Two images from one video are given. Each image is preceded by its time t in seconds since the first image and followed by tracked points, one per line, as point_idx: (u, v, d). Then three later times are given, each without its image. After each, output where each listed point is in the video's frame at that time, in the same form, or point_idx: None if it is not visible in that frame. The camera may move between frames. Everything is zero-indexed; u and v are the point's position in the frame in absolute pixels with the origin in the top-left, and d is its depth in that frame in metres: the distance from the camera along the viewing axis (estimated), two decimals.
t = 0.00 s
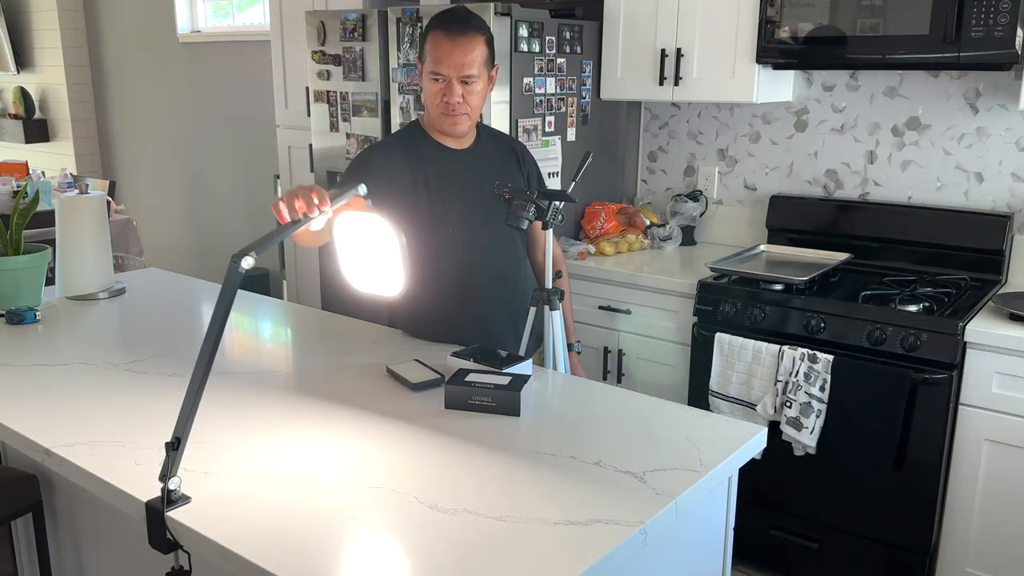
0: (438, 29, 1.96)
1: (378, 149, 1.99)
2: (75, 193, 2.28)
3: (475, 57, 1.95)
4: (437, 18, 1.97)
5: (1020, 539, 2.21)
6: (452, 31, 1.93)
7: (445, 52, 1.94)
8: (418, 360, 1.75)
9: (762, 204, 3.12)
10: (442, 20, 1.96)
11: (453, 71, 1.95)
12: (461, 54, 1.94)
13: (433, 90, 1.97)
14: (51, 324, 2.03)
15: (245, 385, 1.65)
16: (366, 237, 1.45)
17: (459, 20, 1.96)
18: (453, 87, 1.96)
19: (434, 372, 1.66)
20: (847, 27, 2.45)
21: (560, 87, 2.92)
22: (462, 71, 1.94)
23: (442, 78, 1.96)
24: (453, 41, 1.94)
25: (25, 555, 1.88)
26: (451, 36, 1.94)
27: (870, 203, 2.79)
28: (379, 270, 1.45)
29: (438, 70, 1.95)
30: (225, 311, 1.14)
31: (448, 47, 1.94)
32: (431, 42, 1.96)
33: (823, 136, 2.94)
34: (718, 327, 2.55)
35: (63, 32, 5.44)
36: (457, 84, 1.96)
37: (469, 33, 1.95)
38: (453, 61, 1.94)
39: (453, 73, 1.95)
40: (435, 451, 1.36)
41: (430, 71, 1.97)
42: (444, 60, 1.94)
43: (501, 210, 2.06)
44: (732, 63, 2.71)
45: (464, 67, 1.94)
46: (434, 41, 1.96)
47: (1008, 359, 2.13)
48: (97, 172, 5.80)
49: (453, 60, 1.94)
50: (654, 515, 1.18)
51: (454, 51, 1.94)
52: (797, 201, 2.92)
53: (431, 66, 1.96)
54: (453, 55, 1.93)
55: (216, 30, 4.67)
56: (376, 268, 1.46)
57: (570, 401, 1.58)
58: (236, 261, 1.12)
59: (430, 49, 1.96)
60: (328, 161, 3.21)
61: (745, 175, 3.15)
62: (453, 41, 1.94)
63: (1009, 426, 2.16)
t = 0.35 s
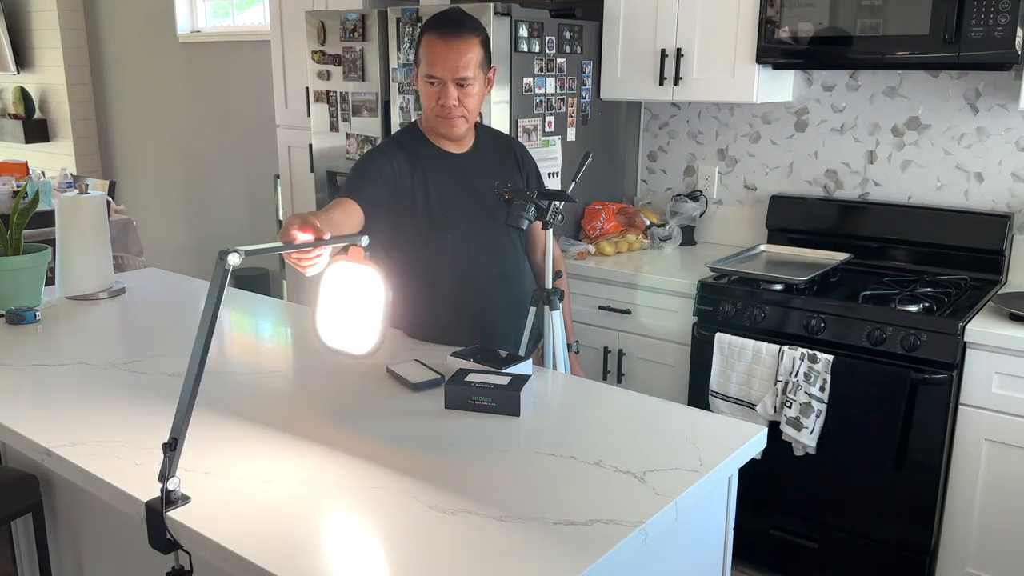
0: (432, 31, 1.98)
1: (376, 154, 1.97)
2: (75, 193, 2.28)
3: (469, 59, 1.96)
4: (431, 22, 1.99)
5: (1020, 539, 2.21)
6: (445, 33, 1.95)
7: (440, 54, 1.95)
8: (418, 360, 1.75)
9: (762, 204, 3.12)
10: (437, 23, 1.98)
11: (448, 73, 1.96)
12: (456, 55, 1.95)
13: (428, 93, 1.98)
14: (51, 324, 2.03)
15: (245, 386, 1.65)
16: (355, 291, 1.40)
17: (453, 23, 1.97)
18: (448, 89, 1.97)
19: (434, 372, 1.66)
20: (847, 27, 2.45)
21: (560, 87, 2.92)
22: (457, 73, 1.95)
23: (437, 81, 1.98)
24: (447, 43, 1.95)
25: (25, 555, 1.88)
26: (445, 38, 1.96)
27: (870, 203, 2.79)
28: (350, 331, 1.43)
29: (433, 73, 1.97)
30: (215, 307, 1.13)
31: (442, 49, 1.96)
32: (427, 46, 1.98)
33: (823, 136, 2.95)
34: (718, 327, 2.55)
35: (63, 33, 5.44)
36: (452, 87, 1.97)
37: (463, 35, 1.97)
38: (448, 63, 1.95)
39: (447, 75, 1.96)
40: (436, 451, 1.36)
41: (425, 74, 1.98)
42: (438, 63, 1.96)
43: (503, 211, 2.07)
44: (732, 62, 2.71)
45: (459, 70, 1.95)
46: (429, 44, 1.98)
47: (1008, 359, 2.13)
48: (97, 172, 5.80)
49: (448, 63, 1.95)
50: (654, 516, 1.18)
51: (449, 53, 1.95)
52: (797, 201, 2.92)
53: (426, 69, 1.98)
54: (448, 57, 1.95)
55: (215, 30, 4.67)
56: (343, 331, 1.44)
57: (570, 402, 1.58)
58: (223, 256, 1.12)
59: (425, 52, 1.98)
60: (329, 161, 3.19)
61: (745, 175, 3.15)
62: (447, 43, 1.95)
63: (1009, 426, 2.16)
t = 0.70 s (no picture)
0: (432, 34, 1.95)
1: (377, 158, 1.96)
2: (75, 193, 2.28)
3: (470, 62, 1.94)
4: (431, 24, 1.96)
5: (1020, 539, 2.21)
6: (445, 37, 1.92)
7: (440, 58, 1.93)
8: (418, 360, 1.75)
9: (762, 204, 3.12)
10: (437, 26, 1.95)
11: (449, 77, 1.94)
12: (456, 59, 1.93)
13: (429, 97, 1.97)
14: (51, 324, 2.04)
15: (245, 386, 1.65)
16: (322, 374, 1.33)
17: (453, 25, 1.94)
18: (448, 93, 1.95)
19: (434, 372, 1.66)
20: (847, 27, 2.45)
21: (560, 88, 2.92)
22: (457, 77, 1.93)
23: (438, 84, 1.96)
24: (447, 46, 1.93)
25: (25, 555, 1.88)
26: (445, 41, 1.93)
27: (870, 203, 2.80)
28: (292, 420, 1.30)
29: (434, 76, 1.94)
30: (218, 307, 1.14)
31: (443, 53, 1.93)
32: (427, 49, 1.95)
33: (823, 136, 2.95)
34: (718, 327, 2.55)
35: (63, 33, 5.44)
36: (453, 90, 1.95)
37: (463, 37, 1.94)
38: (448, 67, 1.93)
39: (448, 79, 1.94)
40: (435, 450, 1.36)
41: (425, 78, 1.96)
42: (439, 67, 1.93)
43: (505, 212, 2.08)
44: (732, 63, 2.72)
45: (460, 73, 1.93)
46: (429, 47, 1.95)
47: (1008, 359, 2.13)
48: (97, 172, 5.80)
49: (449, 66, 1.93)
50: (654, 516, 1.18)
51: (449, 57, 1.93)
52: (797, 201, 2.92)
53: (426, 72, 1.95)
54: (448, 61, 1.92)
55: (216, 30, 4.67)
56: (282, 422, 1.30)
57: (570, 401, 1.58)
58: (224, 257, 1.11)
59: (425, 55, 1.96)
60: (329, 161, 3.20)
61: (745, 175, 3.15)
62: (447, 47, 1.93)
63: (1008, 426, 2.16)
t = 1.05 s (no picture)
0: (405, 43, 1.88)
1: (362, 163, 1.92)
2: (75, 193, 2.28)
3: (444, 71, 1.87)
4: (404, 32, 1.90)
5: (1020, 539, 2.21)
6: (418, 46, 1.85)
7: (413, 68, 1.86)
8: (418, 360, 1.75)
9: (762, 204, 3.12)
10: (409, 34, 1.88)
11: (422, 87, 1.87)
12: (429, 69, 1.85)
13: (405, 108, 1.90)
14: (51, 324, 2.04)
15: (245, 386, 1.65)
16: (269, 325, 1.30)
17: (426, 33, 1.87)
18: (423, 104, 1.88)
19: (434, 372, 1.66)
20: (847, 27, 2.45)
21: (560, 88, 2.92)
22: (431, 88, 1.86)
23: (412, 94, 1.89)
24: (420, 56, 1.86)
25: (25, 555, 1.88)
26: (419, 50, 1.86)
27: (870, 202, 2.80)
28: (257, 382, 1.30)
29: (407, 87, 1.88)
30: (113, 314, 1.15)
31: (415, 63, 1.86)
32: (400, 58, 1.89)
33: (823, 136, 2.95)
34: (718, 327, 2.55)
35: (63, 32, 5.44)
36: (428, 101, 1.88)
37: (436, 45, 1.87)
38: (422, 77, 1.86)
39: (422, 90, 1.87)
40: (435, 450, 1.36)
41: (399, 88, 1.90)
42: (412, 77, 1.86)
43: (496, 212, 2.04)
44: (732, 63, 2.72)
45: (433, 83, 1.86)
46: (402, 56, 1.88)
47: (1008, 359, 2.13)
48: (97, 172, 5.80)
49: (421, 76, 1.86)
50: (654, 516, 1.18)
51: (421, 66, 1.86)
52: (797, 201, 2.92)
53: (400, 83, 1.89)
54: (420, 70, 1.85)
55: (216, 30, 4.67)
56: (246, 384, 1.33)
57: (571, 401, 1.58)
58: (93, 268, 1.13)
59: (398, 66, 1.89)
60: (329, 161, 3.20)
61: (745, 175, 3.15)
62: (420, 56, 1.86)
63: (1009, 426, 2.16)
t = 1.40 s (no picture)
0: (404, 33, 1.90)
1: (357, 160, 1.92)
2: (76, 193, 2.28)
3: (444, 59, 1.89)
4: (404, 23, 1.92)
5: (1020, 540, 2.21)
6: (417, 34, 1.87)
7: (413, 56, 1.88)
8: (417, 360, 1.76)
9: (762, 204, 3.12)
10: (409, 24, 1.90)
11: (422, 75, 1.88)
12: (429, 56, 1.87)
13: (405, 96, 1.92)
14: (51, 324, 2.04)
15: (245, 385, 1.65)
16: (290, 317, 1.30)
17: (425, 22, 1.90)
18: (423, 91, 1.90)
19: (434, 372, 1.66)
20: (847, 28, 2.45)
21: (560, 88, 2.92)
22: (432, 74, 1.88)
23: (412, 82, 1.91)
24: (420, 43, 1.88)
25: (25, 555, 1.88)
26: (418, 38, 1.88)
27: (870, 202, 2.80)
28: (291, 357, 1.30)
29: (408, 75, 1.89)
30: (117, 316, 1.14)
31: (415, 51, 1.88)
32: (399, 48, 1.90)
33: (823, 136, 2.95)
34: (718, 327, 2.55)
35: (63, 32, 5.44)
36: (427, 88, 1.90)
37: (436, 33, 1.89)
38: (422, 64, 1.88)
39: (422, 76, 1.89)
40: (435, 450, 1.36)
41: (399, 77, 1.91)
42: (412, 65, 1.88)
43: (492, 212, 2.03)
44: (732, 63, 2.72)
45: (433, 69, 1.88)
46: (401, 45, 1.90)
47: (1008, 359, 2.13)
48: (96, 173, 5.80)
49: (421, 63, 1.88)
50: (654, 516, 1.18)
51: (421, 54, 1.88)
52: (797, 201, 2.92)
53: (400, 72, 1.91)
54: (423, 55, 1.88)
55: (216, 30, 4.67)
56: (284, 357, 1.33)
57: (570, 402, 1.58)
58: (99, 266, 1.12)
59: (398, 54, 1.91)
60: (329, 161, 3.20)
61: (745, 175, 3.15)
62: (420, 44, 1.88)
63: (1009, 426, 2.16)
